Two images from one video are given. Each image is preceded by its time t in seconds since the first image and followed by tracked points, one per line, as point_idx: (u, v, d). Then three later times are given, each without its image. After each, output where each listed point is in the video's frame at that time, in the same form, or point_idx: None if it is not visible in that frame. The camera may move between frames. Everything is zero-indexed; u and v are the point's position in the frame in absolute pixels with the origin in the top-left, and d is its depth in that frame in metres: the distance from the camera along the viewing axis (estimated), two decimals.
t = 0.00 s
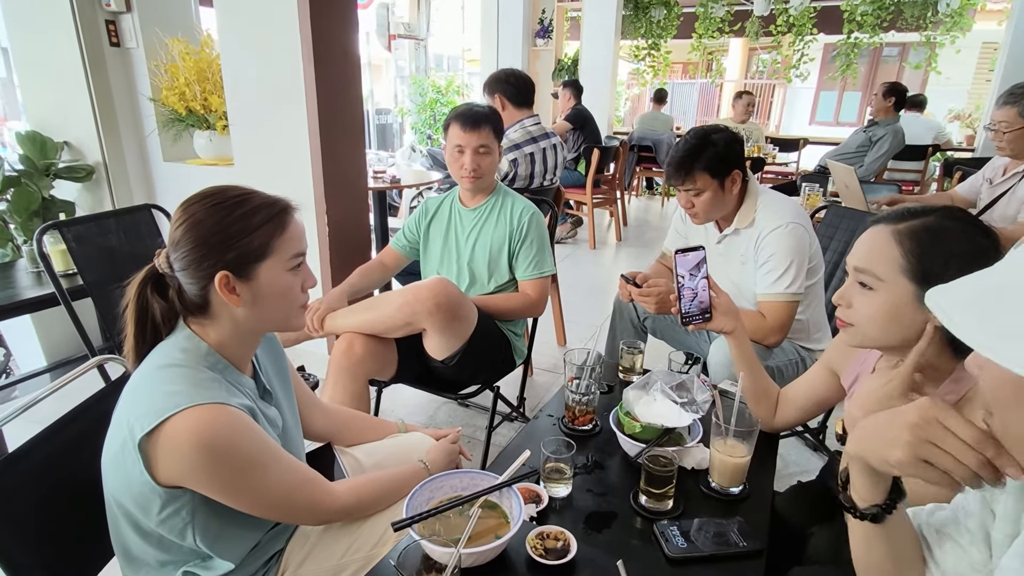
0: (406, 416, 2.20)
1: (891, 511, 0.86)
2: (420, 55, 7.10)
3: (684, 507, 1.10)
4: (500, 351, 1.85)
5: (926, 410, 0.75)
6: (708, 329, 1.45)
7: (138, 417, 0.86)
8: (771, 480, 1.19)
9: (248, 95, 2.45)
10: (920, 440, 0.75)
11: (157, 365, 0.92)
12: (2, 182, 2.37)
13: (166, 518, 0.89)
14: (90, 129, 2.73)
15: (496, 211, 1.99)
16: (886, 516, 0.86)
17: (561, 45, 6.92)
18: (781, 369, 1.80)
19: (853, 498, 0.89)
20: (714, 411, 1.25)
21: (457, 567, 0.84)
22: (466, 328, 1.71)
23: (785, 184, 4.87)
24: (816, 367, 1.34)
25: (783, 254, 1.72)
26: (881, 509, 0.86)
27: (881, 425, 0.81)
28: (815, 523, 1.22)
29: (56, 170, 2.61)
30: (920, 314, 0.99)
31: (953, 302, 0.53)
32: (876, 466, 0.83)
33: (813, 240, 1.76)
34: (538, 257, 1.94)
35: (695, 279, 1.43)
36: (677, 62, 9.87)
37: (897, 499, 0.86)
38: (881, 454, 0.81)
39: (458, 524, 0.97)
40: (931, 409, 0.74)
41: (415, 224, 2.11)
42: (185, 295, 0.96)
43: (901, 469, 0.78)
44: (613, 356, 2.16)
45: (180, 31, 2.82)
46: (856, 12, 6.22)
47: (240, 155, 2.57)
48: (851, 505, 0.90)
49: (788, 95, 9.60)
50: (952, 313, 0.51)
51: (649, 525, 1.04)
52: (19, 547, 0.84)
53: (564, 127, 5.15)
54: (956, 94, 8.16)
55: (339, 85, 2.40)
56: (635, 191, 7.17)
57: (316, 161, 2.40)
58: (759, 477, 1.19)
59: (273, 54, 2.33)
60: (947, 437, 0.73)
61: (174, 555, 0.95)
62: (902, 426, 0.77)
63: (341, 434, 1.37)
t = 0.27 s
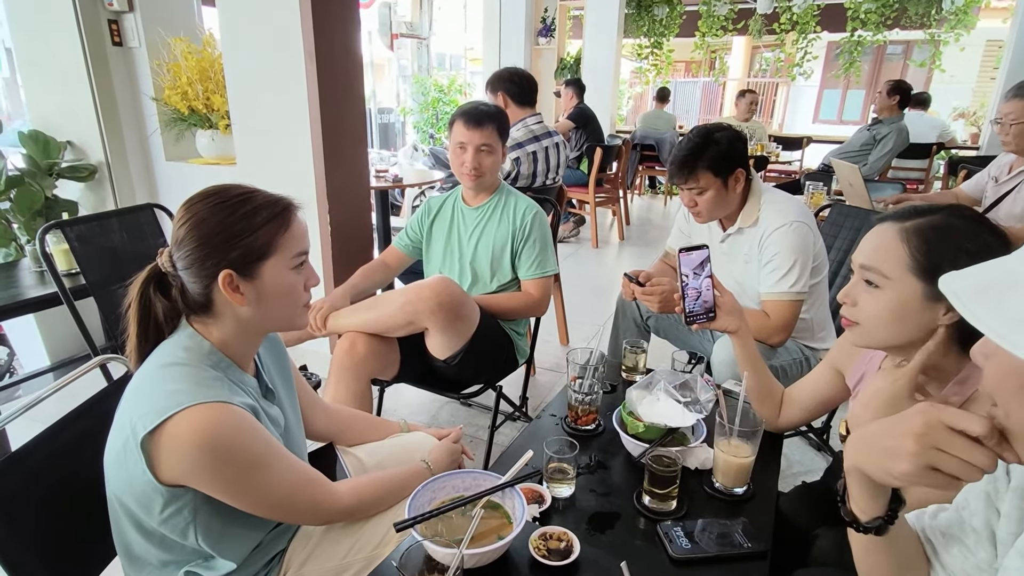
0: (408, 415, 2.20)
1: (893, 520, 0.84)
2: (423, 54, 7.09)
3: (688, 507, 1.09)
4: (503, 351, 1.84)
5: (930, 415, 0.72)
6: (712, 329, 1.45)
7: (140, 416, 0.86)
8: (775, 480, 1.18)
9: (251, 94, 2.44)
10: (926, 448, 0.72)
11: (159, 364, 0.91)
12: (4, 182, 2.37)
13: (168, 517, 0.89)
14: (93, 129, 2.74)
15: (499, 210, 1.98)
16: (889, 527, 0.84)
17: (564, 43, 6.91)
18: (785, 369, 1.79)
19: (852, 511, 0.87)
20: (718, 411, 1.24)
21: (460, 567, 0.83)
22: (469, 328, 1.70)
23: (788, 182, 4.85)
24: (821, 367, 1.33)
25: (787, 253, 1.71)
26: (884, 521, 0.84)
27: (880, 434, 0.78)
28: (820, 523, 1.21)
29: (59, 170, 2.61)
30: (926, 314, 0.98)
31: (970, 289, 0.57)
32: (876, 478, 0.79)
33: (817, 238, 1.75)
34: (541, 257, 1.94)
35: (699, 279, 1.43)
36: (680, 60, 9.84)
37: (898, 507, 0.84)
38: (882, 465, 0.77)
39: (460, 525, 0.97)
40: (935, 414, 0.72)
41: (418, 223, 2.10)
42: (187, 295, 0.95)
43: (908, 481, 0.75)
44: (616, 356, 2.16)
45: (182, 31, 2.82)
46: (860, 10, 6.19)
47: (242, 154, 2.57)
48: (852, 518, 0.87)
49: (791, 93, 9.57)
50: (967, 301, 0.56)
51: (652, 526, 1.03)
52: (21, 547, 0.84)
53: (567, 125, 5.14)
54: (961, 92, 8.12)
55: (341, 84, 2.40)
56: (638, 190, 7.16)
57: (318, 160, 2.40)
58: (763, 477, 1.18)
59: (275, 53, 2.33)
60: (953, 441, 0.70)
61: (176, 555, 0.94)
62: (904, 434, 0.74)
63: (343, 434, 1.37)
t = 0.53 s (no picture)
0: (410, 415, 2.20)
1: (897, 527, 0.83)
2: (425, 53, 7.09)
3: (691, 507, 1.09)
4: (504, 351, 1.84)
5: (924, 419, 0.72)
6: (714, 328, 1.45)
7: (143, 415, 0.86)
8: (778, 480, 1.18)
9: (253, 93, 2.44)
10: (926, 452, 0.72)
11: (162, 364, 0.91)
12: (7, 182, 2.37)
13: (171, 517, 0.89)
14: (95, 129, 2.74)
15: (501, 209, 1.98)
16: (890, 536, 0.83)
17: (566, 42, 6.90)
18: (787, 369, 1.78)
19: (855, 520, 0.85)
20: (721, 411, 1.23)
21: (462, 567, 0.84)
22: (471, 328, 1.70)
23: (790, 181, 4.84)
24: (824, 367, 1.33)
25: (789, 253, 1.71)
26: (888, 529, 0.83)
27: (875, 446, 0.78)
28: (822, 524, 1.21)
29: (61, 170, 2.62)
30: (930, 314, 0.98)
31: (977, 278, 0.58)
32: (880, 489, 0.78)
33: (819, 237, 1.74)
34: (543, 257, 1.93)
35: (701, 278, 1.42)
36: (682, 59, 9.82)
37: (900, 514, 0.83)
38: (886, 476, 0.77)
39: (462, 525, 0.96)
40: (927, 417, 0.72)
41: (420, 223, 2.11)
42: (190, 295, 0.95)
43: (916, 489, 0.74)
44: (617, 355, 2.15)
45: (184, 31, 2.82)
46: (863, 8, 6.18)
47: (244, 154, 2.57)
48: (853, 528, 0.86)
49: (793, 92, 9.55)
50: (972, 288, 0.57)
51: (655, 526, 1.03)
52: (24, 547, 0.84)
53: (569, 125, 5.14)
54: (963, 91, 8.09)
55: (343, 84, 2.40)
56: (639, 189, 7.15)
57: (320, 159, 2.40)
58: (766, 477, 1.18)
59: (277, 52, 2.33)
60: (951, 444, 0.70)
61: (178, 554, 0.94)
62: (902, 440, 0.74)
63: (344, 434, 1.37)
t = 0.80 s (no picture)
0: (411, 414, 2.20)
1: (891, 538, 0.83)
2: (425, 52, 7.10)
3: (690, 507, 1.09)
4: (505, 351, 1.84)
5: (903, 432, 0.75)
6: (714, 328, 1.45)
7: (143, 415, 0.86)
8: (778, 480, 1.18)
9: (254, 93, 2.45)
10: (907, 464, 0.74)
11: (162, 364, 0.92)
12: (9, 182, 2.38)
13: (171, 516, 0.89)
14: (96, 129, 2.75)
15: (501, 209, 1.98)
16: (884, 546, 0.83)
17: (567, 41, 6.89)
18: (788, 368, 1.78)
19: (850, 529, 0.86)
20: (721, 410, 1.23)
21: (461, 567, 0.84)
22: (472, 328, 1.70)
23: (792, 181, 4.83)
24: (824, 367, 1.33)
25: (790, 253, 1.71)
26: (881, 540, 0.83)
27: (859, 459, 0.79)
28: (822, 524, 1.21)
29: (62, 170, 2.62)
30: (932, 314, 0.98)
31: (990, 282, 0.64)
32: (869, 502, 0.79)
33: (820, 236, 1.74)
34: (543, 256, 1.93)
35: (700, 278, 1.42)
36: (683, 58, 9.80)
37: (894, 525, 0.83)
38: (871, 488, 0.78)
39: (462, 525, 0.96)
40: (906, 430, 0.74)
41: (420, 223, 2.11)
42: (190, 295, 0.95)
43: (901, 503, 0.76)
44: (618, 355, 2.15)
45: (185, 30, 2.82)
46: (865, 7, 6.16)
47: (245, 153, 2.58)
48: (847, 538, 0.86)
49: (795, 91, 9.54)
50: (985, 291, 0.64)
51: (654, 525, 1.03)
52: (25, 546, 0.84)
53: (570, 124, 5.14)
54: (966, 90, 8.07)
55: (344, 84, 2.40)
56: (641, 188, 7.15)
57: (321, 159, 2.40)
58: (766, 477, 1.18)
59: (278, 52, 2.33)
60: (933, 453, 0.72)
61: (179, 553, 0.95)
62: (885, 452, 0.76)
63: (345, 434, 1.37)
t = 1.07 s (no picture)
0: (411, 413, 2.20)
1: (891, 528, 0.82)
2: (425, 52, 7.10)
3: (689, 506, 1.09)
4: (505, 350, 1.84)
5: (903, 420, 0.74)
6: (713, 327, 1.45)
7: (141, 415, 0.86)
8: (777, 478, 1.18)
9: (254, 92, 2.45)
10: (906, 453, 0.73)
11: (160, 364, 0.92)
12: (9, 182, 2.38)
13: (170, 516, 0.89)
14: (96, 129, 2.75)
15: (500, 208, 1.98)
16: (883, 537, 0.82)
17: (567, 40, 6.89)
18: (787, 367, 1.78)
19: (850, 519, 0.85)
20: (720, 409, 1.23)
21: (459, 565, 0.84)
22: (471, 328, 1.70)
23: (792, 179, 4.83)
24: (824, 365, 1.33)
25: (789, 251, 1.70)
26: (880, 530, 0.82)
27: (854, 452, 0.79)
28: (821, 522, 1.21)
29: (62, 170, 2.62)
30: (933, 310, 0.98)
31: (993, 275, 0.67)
32: (870, 490, 0.79)
33: (819, 234, 1.74)
34: (542, 255, 1.93)
35: (700, 277, 1.42)
36: (683, 57, 9.79)
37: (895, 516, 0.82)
38: (867, 475, 0.78)
39: (461, 523, 0.97)
40: (906, 418, 0.74)
41: (419, 222, 2.11)
42: (186, 297, 0.95)
43: (893, 490, 0.75)
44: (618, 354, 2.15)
45: (185, 31, 2.83)
46: (865, 5, 6.15)
47: (245, 153, 2.58)
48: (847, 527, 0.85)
49: (795, 89, 9.52)
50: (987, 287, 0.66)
51: (653, 524, 1.03)
52: (25, 546, 0.84)
53: (569, 123, 5.13)
54: (966, 88, 8.05)
55: (344, 83, 2.40)
56: (641, 187, 7.14)
57: (321, 158, 2.40)
58: (765, 476, 1.18)
59: (278, 51, 2.33)
60: (931, 444, 0.71)
61: (178, 553, 0.95)
62: (882, 439, 0.76)
63: (344, 433, 1.37)
